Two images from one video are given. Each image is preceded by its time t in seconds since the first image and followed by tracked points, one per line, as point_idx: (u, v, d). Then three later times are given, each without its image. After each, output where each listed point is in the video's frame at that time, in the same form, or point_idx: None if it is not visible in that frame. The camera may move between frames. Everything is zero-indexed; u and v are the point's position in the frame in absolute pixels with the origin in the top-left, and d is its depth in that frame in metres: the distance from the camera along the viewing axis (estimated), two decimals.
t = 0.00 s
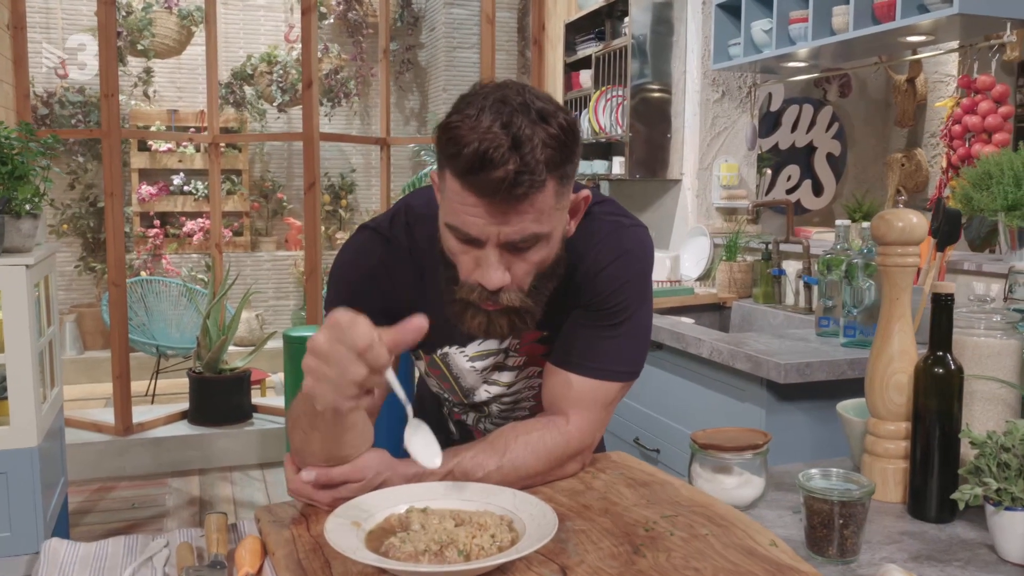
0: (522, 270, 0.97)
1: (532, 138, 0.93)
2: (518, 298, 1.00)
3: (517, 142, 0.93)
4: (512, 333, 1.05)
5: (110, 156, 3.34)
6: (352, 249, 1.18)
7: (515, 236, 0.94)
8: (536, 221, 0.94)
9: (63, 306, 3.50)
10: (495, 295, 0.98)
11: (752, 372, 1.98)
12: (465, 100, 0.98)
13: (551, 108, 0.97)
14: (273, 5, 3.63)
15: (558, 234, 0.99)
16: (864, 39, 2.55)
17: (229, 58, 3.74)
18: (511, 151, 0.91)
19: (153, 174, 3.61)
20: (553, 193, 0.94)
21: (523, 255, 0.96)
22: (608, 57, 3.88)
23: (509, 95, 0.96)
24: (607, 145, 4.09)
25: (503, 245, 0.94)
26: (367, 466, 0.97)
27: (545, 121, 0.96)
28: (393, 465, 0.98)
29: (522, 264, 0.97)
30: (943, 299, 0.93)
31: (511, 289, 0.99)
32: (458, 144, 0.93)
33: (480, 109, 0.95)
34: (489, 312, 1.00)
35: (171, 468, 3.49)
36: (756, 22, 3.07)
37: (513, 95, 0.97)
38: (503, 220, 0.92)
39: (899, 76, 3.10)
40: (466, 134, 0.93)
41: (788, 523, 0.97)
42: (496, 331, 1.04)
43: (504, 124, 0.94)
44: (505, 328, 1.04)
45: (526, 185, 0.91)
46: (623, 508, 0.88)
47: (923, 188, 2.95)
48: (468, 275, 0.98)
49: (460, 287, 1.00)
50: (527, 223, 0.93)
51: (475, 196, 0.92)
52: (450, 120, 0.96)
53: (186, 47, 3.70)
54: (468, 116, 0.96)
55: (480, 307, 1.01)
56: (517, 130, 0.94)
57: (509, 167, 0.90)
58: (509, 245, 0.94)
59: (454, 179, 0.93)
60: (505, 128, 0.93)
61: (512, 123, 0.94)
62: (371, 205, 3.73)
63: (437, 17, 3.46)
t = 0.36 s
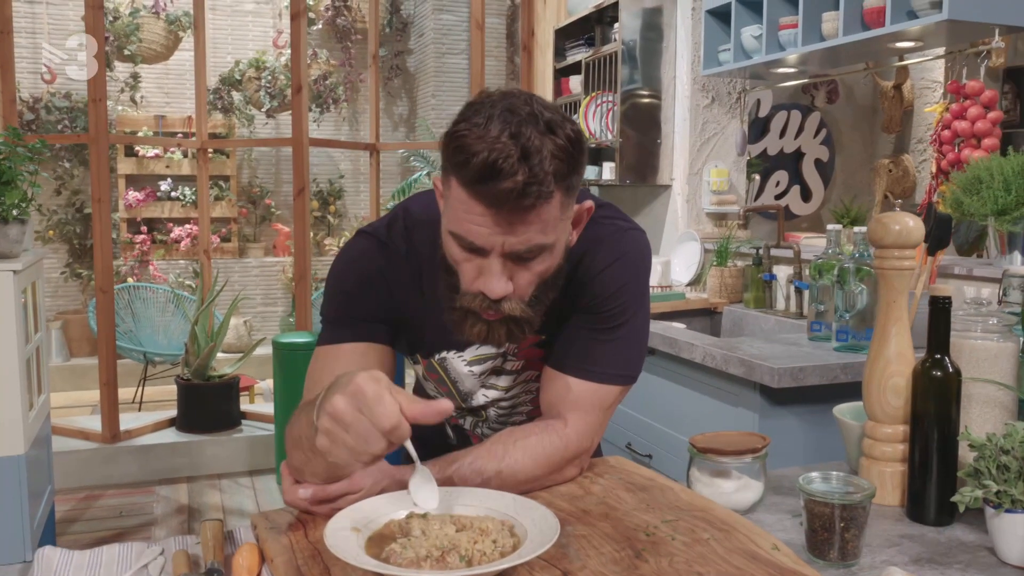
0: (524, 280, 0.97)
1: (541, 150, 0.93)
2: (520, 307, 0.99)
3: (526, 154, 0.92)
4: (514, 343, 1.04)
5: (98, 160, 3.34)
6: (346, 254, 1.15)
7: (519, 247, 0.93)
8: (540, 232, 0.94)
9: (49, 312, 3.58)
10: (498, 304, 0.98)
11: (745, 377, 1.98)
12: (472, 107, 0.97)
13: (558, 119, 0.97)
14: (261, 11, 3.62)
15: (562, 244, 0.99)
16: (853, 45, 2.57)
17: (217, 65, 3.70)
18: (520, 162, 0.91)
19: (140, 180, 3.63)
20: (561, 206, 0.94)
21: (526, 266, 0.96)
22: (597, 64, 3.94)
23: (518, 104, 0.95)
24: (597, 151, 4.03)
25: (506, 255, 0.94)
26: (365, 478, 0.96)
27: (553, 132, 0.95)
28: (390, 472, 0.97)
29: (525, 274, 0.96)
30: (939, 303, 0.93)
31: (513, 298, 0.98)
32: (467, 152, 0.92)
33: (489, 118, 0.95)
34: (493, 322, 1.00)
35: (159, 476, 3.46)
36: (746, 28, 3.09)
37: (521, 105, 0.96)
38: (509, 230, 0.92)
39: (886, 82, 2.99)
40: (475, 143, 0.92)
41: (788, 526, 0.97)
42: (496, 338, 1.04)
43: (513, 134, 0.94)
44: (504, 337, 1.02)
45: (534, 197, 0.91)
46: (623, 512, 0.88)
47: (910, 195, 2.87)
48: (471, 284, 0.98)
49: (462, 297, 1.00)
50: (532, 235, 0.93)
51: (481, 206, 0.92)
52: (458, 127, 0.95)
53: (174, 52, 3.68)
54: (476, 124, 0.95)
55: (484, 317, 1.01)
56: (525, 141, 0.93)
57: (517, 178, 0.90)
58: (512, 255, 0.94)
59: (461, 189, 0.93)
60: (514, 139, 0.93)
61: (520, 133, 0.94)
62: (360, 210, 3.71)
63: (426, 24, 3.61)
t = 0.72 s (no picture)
0: (533, 288, 0.98)
1: (557, 158, 0.94)
2: (531, 314, 1.01)
3: (542, 162, 0.94)
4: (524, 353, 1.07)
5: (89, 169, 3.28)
6: (349, 258, 1.16)
7: (529, 255, 0.94)
8: (553, 241, 0.94)
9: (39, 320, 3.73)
10: (508, 313, 0.99)
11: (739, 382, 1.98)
12: (486, 114, 0.98)
13: (571, 128, 0.98)
14: (250, 18, 3.64)
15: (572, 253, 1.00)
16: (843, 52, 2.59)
17: (207, 71, 3.72)
18: (536, 171, 0.92)
19: (128, 187, 3.70)
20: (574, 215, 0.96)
21: (536, 274, 0.97)
22: (588, 71, 3.97)
23: (532, 113, 0.96)
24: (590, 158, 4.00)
25: (517, 264, 0.95)
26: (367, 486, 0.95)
27: (568, 141, 0.96)
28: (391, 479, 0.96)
29: (534, 282, 0.97)
30: (939, 307, 0.93)
31: (522, 306, 0.99)
32: (482, 160, 0.93)
33: (504, 126, 0.96)
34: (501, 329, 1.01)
35: (148, 485, 3.44)
36: (738, 35, 3.10)
37: (534, 113, 0.97)
38: (521, 239, 0.93)
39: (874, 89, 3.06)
40: (490, 152, 0.93)
41: (789, 530, 0.97)
42: (508, 347, 1.06)
43: (528, 143, 0.95)
44: (517, 346, 1.05)
45: (550, 206, 0.92)
46: (625, 517, 0.87)
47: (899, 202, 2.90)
48: (480, 293, 0.99)
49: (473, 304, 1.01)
50: (545, 243, 0.94)
51: (495, 213, 0.92)
52: (473, 135, 0.96)
53: (162, 60, 3.71)
54: (490, 131, 0.96)
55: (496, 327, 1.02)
56: (540, 149, 0.94)
57: (533, 187, 0.91)
58: (523, 263, 0.95)
59: (476, 195, 0.93)
60: (529, 148, 0.94)
61: (535, 141, 0.94)
62: (350, 218, 3.71)
63: (416, 31, 3.56)
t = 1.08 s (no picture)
0: (541, 289, 0.98)
1: (556, 158, 0.94)
2: (540, 316, 1.01)
3: (541, 163, 0.94)
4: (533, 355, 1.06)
5: (78, 172, 3.27)
6: (351, 259, 1.15)
7: (535, 258, 0.95)
8: (557, 241, 0.95)
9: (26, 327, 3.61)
10: (515, 316, 0.99)
11: (735, 385, 1.98)
12: (479, 119, 0.98)
13: (566, 126, 0.98)
14: (242, 23, 3.65)
15: (575, 250, 1.00)
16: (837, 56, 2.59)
17: (198, 76, 3.72)
18: (536, 172, 0.92)
19: (118, 192, 3.65)
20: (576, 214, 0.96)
21: (543, 276, 0.97)
22: (581, 76, 3.98)
23: (525, 114, 0.96)
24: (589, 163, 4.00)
25: (523, 267, 0.95)
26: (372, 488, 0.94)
27: (564, 140, 0.97)
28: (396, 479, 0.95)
29: (542, 283, 0.97)
30: (941, 306, 0.93)
31: (532, 308, 0.99)
32: (481, 166, 0.93)
33: (499, 130, 0.95)
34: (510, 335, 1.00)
35: (139, 491, 3.41)
36: (730, 41, 3.12)
37: (528, 114, 0.97)
38: (526, 241, 0.93)
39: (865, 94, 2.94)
40: (489, 157, 0.93)
41: (792, 530, 0.97)
42: (519, 352, 1.04)
43: (525, 145, 0.95)
44: (528, 349, 1.03)
45: (552, 207, 0.92)
46: (629, 517, 0.87)
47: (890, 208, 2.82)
48: (488, 298, 0.99)
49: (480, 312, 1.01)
50: (549, 244, 0.94)
51: (498, 219, 0.93)
52: (469, 141, 0.95)
53: (152, 64, 3.67)
54: (486, 136, 0.96)
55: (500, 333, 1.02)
56: (538, 150, 0.94)
57: (536, 189, 0.91)
58: (529, 267, 0.95)
59: (478, 202, 0.93)
60: (527, 149, 0.94)
61: (532, 143, 0.95)
62: (342, 223, 3.76)
63: (407, 36, 3.73)
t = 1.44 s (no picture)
0: (537, 283, 0.98)
1: (550, 151, 0.95)
2: (535, 309, 1.01)
3: (535, 156, 0.94)
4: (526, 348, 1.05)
5: (72, 177, 3.28)
6: (356, 257, 1.16)
7: (530, 251, 0.95)
8: (551, 234, 0.95)
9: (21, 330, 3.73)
10: (510, 309, 0.99)
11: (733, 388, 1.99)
12: (479, 114, 0.99)
13: (564, 122, 0.99)
14: (235, 29, 3.73)
15: (572, 248, 1.00)
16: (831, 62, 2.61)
17: (192, 82, 3.76)
18: (529, 164, 0.93)
19: (111, 199, 3.68)
20: (571, 209, 0.96)
21: (538, 269, 0.97)
22: (576, 82, 4.00)
23: (524, 109, 0.97)
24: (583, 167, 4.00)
25: (518, 260, 0.95)
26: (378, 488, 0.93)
27: (561, 135, 0.98)
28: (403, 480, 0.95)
29: (538, 277, 0.97)
30: (943, 307, 0.94)
31: (526, 302, 1.00)
32: (476, 157, 0.94)
33: (496, 125, 0.96)
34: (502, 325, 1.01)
35: (133, 497, 3.39)
36: (725, 46, 3.14)
37: (527, 109, 0.98)
38: (520, 233, 0.94)
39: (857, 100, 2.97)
40: (484, 149, 0.94)
41: (797, 530, 0.97)
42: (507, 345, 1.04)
43: (521, 137, 0.96)
44: (519, 343, 1.03)
45: (545, 198, 0.93)
46: (636, 518, 0.88)
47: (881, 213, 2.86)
48: (481, 289, 0.99)
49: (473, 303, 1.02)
50: (542, 237, 0.95)
51: (491, 210, 0.93)
52: (466, 134, 0.97)
53: (145, 69, 3.70)
54: (483, 131, 0.97)
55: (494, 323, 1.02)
56: (533, 143, 0.96)
57: (528, 180, 0.92)
58: (525, 260, 0.96)
59: (471, 192, 0.94)
60: (522, 143, 0.95)
61: (528, 136, 0.96)
62: (334, 229, 3.86)
63: (400, 43, 3.93)
